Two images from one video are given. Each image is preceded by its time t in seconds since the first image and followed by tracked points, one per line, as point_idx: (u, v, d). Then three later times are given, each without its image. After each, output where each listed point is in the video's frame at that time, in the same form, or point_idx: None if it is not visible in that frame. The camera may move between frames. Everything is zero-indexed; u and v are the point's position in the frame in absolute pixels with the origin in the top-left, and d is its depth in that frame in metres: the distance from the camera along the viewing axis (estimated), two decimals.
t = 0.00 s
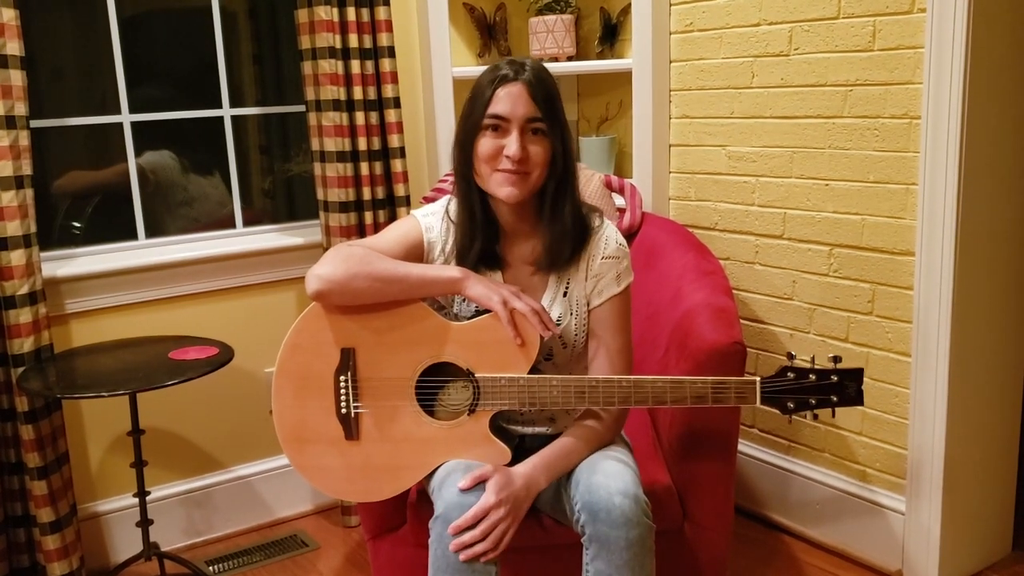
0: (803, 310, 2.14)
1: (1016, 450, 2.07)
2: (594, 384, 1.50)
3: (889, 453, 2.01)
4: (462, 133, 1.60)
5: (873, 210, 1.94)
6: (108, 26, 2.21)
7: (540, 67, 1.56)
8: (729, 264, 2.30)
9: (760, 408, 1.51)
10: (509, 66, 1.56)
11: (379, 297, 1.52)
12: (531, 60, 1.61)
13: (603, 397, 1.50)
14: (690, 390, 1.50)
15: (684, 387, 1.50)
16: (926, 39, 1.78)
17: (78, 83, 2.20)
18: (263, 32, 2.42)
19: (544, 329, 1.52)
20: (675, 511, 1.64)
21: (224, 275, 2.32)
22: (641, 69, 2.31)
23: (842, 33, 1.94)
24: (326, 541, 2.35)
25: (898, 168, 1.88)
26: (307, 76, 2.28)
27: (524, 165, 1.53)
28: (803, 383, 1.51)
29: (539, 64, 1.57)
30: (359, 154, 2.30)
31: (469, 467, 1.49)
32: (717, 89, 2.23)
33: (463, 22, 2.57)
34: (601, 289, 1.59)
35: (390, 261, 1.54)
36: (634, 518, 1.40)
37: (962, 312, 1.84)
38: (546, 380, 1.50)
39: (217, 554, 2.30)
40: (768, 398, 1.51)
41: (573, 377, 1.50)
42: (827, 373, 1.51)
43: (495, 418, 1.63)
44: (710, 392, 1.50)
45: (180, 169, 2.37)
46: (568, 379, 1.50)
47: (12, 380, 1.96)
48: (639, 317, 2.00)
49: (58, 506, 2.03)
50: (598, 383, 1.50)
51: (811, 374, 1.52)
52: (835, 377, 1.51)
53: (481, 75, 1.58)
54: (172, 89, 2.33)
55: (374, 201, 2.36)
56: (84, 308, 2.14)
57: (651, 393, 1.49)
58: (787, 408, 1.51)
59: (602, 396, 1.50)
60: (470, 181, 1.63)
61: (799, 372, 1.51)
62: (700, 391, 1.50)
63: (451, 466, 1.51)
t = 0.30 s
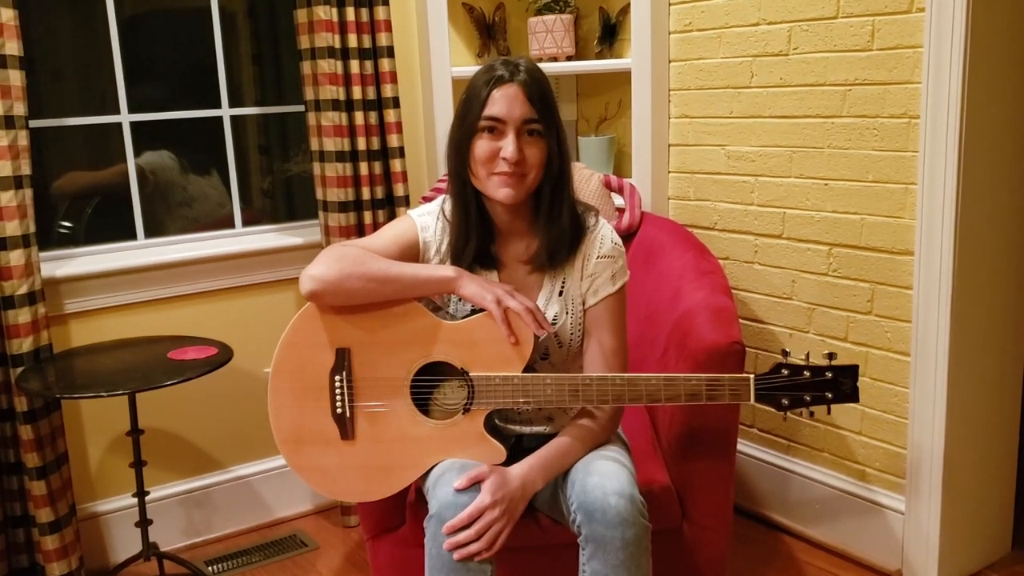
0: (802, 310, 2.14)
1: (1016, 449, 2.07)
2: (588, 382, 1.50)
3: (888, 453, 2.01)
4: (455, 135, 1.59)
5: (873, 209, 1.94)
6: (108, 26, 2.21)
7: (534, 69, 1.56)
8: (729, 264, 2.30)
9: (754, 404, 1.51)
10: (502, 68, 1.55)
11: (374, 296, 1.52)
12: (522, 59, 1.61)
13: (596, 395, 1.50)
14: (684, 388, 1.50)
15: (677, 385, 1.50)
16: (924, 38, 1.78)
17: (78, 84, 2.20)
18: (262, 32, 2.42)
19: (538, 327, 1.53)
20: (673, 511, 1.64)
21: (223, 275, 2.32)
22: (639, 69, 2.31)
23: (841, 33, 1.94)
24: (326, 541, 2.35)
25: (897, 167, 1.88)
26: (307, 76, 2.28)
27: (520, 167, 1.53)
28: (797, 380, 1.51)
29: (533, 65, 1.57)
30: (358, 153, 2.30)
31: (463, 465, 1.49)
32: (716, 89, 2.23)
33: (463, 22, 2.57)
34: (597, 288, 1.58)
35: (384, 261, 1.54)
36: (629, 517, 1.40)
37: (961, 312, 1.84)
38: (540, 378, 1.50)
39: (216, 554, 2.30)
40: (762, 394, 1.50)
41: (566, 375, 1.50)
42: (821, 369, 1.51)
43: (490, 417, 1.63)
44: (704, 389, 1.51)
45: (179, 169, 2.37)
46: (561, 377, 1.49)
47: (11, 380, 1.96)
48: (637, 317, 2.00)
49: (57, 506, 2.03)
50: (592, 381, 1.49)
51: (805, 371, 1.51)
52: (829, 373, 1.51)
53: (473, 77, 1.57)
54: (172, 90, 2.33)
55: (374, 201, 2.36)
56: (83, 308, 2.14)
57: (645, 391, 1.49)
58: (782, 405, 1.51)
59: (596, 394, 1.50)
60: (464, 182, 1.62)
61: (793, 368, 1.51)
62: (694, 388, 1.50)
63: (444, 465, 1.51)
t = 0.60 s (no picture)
0: (802, 310, 2.14)
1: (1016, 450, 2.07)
2: (588, 383, 1.49)
3: (889, 453, 2.01)
4: (452, 142, 1.59)
5: (873, 210, 1.94)
6: (108, 26, 2.21)
7: (530, 75, 1.56)
8: (729, 265, 2.30)
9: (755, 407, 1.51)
10: (497, 75, 1.55)
11: (376, 296, 1.52)
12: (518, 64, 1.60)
13: (597, 396, 1.50)
14: (684, 389, 1.50)
15: (678, 386, 1.50)
16: (924, 39, 1.78)
17: (78, 84, 2.20)
18: (262, 33, 2.42)
19: (540, 328, 1.52)
20: (673, 511, 1.64)
21: (223, 276, 2.32)
22: (639, 70, 2.31)
23: (841, 33, 1.94)
24: (326, 542, 2.35)
25: (897, 168, 1.88)
26: (307, 76, 2.28)
27: (517, 175, 1.54)
28: (798, 383, 1.51)
29: (529, 71, 1.56)
30: (358, 154, 2.30)
31: (464, 466, 1.49)
32: (716, 89, 2.23)
33: (463, 22, 2.58)
34: (598, 289, 1.58)
35: (386, 260, 1.54)
36: (630, 518, 1.40)
37: (961, 312, 1.84)
38: (541, 378, 1.50)
39: (217, 554, 2.30)
40: (763, 397, 1.51)
41: (567, 376, 1.50)
42: (823, 373, 1.51)
43: (492, 417, 1.63)
44: (704, 391, 1.50)
45: (179, 170, 2.37)
46: (562, 377, 1.50)
47: (12, 380, 1.96)
48: (638, 317, 2.00)
49: (57, 507, 2.03)
50: (592, 382, 1.50)
51: (806, 374, 1.51)
52: (831, 377, 1.51)
53: (468, 83, 1.57)
54: (171, 90, 2.33)
55: (374, 202, 2.36)
56: (83, 308, 2.14)
57: (646, 392, 1.49)
58: (784, 408, 1.51)
59: (596, 396, 1.50)
60: (462, 188, 1.62)
61: (795, 371, 1.51)
62: (694, 390, 1.50)
63: (444, 466, 1.51)
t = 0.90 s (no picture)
0: (802, 311, 2.14)
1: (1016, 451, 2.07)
2: (591, 383, 1.49)
3: (889, 454, 2.00)
4: (454, 143, 1.59)
5: (873, 211, 1.94)
6: (108, 27, 2.21)
7: (534, 78, 1.56)
8: (729, 265, 2.30)
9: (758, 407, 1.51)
10: (501, 77, 1.55)
11: (377, 298, 1.52)
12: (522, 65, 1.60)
13: (600, 397, 1.50)
14: (688, 389, 1.50)
15: (681, 386, 1.50)
16: (925, 40, 1.78)
17: (78, 85, 2.20)
18: (262, 34, 2.42)
19: (542, 329, 1.52)
20: (674, 512, 1.64)
21: (224, 277, 2.32)
22: (640, 70, 2.31)
23: (842, 34, 1.94)
24: (326, 543, 2.35)
25: (897, 168, 1.88)
26: (307, 77, 2.27)
27: (519, 178, 1.54)
28: (800, 382, 1.50)
29: (533, 74, 1.56)
30: (358, 155, 2.30)
31: (467, 468, 1.49)
32: (716, 90, 2.23)
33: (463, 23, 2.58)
34: (598, 292, 1.59)
35: (387, 262, 1.54)
36: (631, 520, 1.39)
37: (962, 313, 1.84)
38: (543, 380, 1.50)
39: (217, 556, 2.30)
40: (766, 396, 1.50)
41: (569, 377, 1.50)
42: (825, 371, 1.51)
43: (494, 418, 1.63)
44: (707, 391, 1.50)
45: (179, 171, 2.37)
46: (564, 378, 1.49)
47: (12, 381, 1.96)
48: (639, 319, 1.99)
49: (57, 508, 2.03)
50: (595, 383, 1.49)
51: (808, 373, 1.51)
52: (833, 375, 1.51)
53: (472, 85, 1.57)
54: (171, 91, 2.33)
55: (374, 203, 2.36)
56: (83, 309, 2.14)
57: (649, 392, 1.49)
58: (785, 407, 1.51)
59: (599, 396, 1.50)
60: (464, 190, 1.63)
61: (797, 369, 1.51)
62: (697, 390, 1.50)
63: (449, 468, 1.50)
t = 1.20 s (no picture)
0: (802, 311, 2.14)
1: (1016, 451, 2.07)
2: (587, 381, 1.50)
3: (889, 455, 2.00)
4: (454, 148, 1.58)
5: (873, 211, 1.94)
6: (108, 26, 2.21)
7: (537, 84, 1.54)
8: (729, 266, 2.30)
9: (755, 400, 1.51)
10: (503, 83, 1.53)
11: (371, 300, 1.52)
12: (523, 70, 1.58)
13: (596, 394, 1.50)
14: (684, 384, 1.50)
15: (677, 381, 1.50)
16: (925, 41, 1.78)
17: (78, 85, 2.21)
18: (263, 34, 2.42)
19: (536, 327, 1.52)
20: (674, 514, 1.64)
21: (223, 277, 2.32)
22: (640, 71, 2.31)
23: (842, 34, 1.94)
24: (326, 543, 2.35)
25: (897, 169, 1.88)
26: (307, 77, 2.27)
27: (520, 187, 1.53)
28: (797, 375, 1.51)
29: (535, 80, 1.55)
30: (358, 155, 2.30)
31: (465, 468, 1.49)
32: (716, 91, 2.23)
33: (463, 23, 2.58)
34: (594, 292, 1.58)
35: (380, 265, 1.54)
36: (631, 519, 1.39)
37: (961, 314, 1.84)
38: (540, 378, 1.50)
39: (217, 556, 2.30)
40: (764, 390, 1.51)
41: (565, 375, 1.50)
42: (821, 364, 1.52)
43: (491, 417, 1.63)
44: (703, 386, 1.50)
45: (178, 171, 2.37)
46: (560, 376, 1.50)
47: (11, 381, 1.96)
48: (638, 320, 2.00)
49: (57, 508, 2.03)
50: (591, 380, 1.49)
51: (805, 366, 1.52)
52: (829, 368, 1.51)
53: (473, 90, 1.55)
54: (171, 91, 2.33)
55: (374, 203, 2.36)
56: (83, 309, 2.14)
57: (644, 388, 1.49)
58: (783, 401, 1.52)
59: (595, 393, 1.50)
60: (463, 192, 1.62)
61: (793, 363, 1.51)
62: (693, 385, 1.50)
63: (446, 468, 1.50)
